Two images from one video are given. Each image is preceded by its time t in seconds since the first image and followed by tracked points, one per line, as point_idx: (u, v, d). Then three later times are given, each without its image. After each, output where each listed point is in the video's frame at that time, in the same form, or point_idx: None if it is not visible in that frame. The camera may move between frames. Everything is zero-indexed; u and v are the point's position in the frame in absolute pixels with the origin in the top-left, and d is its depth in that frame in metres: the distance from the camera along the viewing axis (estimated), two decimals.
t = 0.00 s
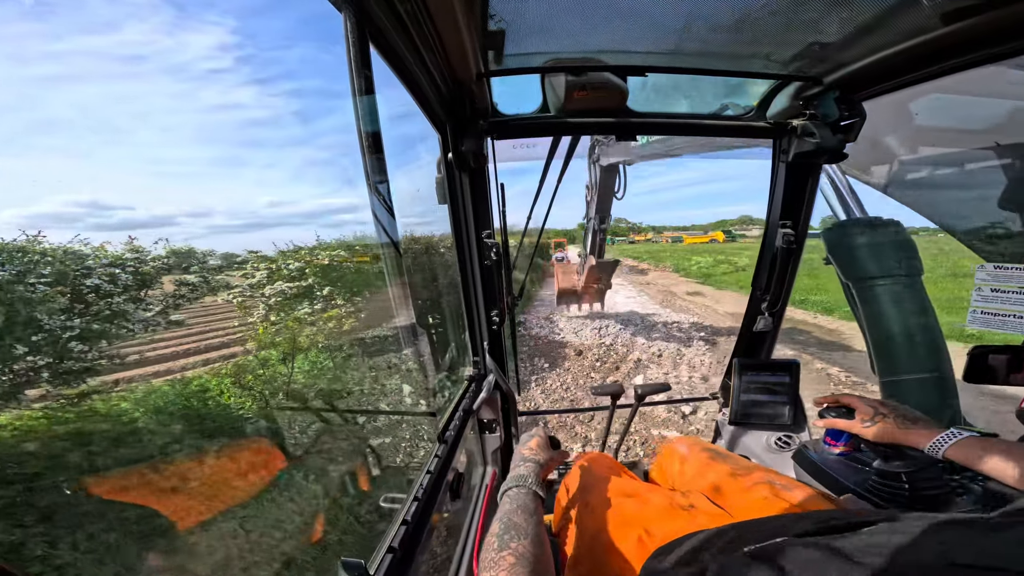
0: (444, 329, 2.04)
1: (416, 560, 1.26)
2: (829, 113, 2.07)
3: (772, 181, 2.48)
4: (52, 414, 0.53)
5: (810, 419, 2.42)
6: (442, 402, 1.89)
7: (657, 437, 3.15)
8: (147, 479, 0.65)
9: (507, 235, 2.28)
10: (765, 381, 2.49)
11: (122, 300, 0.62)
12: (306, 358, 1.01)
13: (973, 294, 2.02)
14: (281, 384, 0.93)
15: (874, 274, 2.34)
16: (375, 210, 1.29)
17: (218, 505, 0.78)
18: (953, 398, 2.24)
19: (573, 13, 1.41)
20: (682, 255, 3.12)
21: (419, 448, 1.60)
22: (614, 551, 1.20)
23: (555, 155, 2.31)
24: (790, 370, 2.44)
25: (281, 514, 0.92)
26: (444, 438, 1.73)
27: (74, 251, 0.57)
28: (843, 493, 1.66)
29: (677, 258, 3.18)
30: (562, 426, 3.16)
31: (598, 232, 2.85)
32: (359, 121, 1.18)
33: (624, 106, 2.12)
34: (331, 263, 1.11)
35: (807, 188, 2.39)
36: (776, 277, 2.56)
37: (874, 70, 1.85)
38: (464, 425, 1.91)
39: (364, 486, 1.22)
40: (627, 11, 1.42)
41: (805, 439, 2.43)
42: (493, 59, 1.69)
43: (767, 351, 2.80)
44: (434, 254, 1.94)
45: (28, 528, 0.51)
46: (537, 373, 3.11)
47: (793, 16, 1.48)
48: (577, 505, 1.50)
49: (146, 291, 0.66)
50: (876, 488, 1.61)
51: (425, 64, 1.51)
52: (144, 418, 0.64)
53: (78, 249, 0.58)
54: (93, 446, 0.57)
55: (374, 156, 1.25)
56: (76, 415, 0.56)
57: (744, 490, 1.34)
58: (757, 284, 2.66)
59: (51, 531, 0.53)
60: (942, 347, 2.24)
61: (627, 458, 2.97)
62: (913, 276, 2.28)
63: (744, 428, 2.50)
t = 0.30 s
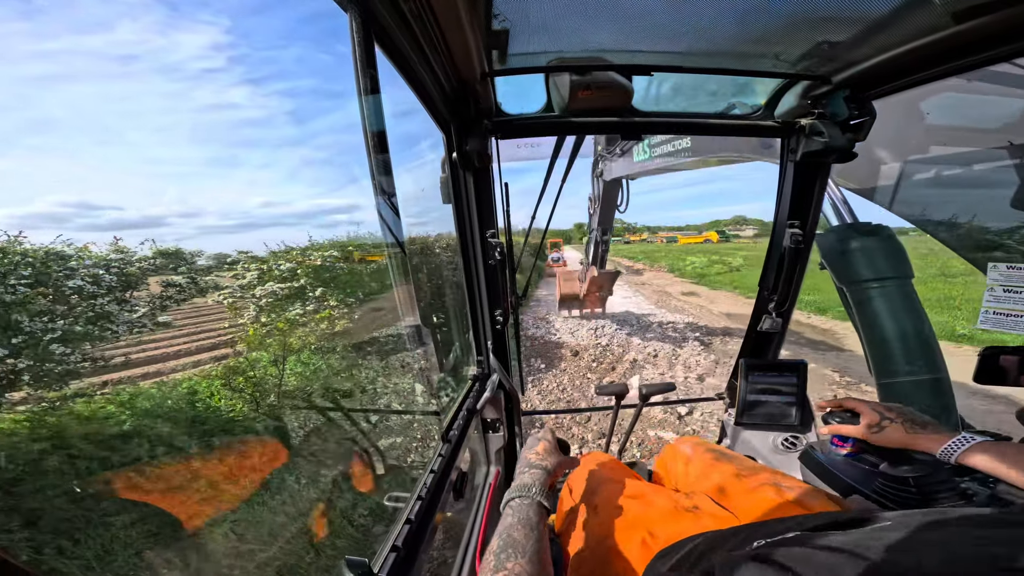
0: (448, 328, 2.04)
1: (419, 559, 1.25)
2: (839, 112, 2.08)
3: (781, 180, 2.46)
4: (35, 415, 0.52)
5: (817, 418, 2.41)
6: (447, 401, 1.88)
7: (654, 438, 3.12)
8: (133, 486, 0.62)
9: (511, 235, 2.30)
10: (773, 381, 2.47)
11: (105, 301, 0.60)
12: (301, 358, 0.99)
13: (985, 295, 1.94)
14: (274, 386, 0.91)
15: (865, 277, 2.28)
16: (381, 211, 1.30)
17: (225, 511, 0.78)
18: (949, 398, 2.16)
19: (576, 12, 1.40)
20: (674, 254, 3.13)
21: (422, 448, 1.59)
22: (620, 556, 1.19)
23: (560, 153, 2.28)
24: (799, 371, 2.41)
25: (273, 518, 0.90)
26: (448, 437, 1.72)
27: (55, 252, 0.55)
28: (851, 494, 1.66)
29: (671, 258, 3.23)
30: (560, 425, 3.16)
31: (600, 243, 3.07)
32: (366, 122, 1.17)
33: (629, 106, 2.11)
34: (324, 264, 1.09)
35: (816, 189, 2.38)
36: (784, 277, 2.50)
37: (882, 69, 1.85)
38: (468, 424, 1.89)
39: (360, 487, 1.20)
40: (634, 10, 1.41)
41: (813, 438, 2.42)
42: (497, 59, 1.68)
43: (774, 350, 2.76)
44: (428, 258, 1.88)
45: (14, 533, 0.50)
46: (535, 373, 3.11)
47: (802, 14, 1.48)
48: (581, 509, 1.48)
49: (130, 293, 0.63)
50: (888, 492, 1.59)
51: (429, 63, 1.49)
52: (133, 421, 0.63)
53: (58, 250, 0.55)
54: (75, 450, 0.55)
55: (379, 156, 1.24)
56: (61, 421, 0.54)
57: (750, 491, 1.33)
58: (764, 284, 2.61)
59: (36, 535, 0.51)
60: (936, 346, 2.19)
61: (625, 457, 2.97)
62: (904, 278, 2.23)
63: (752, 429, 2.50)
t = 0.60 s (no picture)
0: (449, 327, 2.04)
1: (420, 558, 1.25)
2: (843, 112, 2.10)
3: (785, 179, 2.47)
4: (28, 416, 0.51)
5: (818, 417, 2.41)
6: (448, 400, 1.88)
7: (653, 438, 3.11)
8: (129, 488, 0.61)
9: (514, 234, 2.29)
10: (776, 381, 2.48)
11: (101, 302, 0.59)
12: (298, 359, 0.99)
13: (990, 295, 1.96)
14: (272, 388, 0.90)
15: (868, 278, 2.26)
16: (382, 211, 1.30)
17: (221, 512, 0.78)
18: (950, 398, 2.13)
19: (580, 12, 1.40)
20: (674, 255, 3.14)
21: (424, 448, 1.58)
22: (622, 552, 1.18)
23: (562, 152, 2.27)
24: (801, 370, 2.42)
25: (272, 520, 0.90)
26: (449, 437, 1.72)
27: (49, 252, 0.54)
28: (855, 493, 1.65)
29: (670, 259, 3.25)
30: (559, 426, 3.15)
31: (603, 247, 3.24)
32: (368, 121, 1.15)
33: (631, 105, 2.10)
34: (321, 265, 1.08)
35: (819, 189, 2.38)
36: (787, 277, 2.52)
37: (886, 68, 1.85)
38: (470, 423, 1.89)
39: (361, 488, 1.19)
40: (637, 9, 1.41)
41: (813, 439, 2.41)
42: (500, 58, 1.67)
43: (780, 349, 2.78)
44: (428, 257, 1.87)
45: (7, 535, 0.49)
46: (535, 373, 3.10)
47: (806, 14, 1.48)
48: (583, 507, 1.48)
49: (126, 294, 0.63)
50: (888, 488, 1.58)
51: (432, 63, 1.48)
52: (129, 422, 0.62)
53: (54, 250, 0.55)
54: (70, 451, 0.54)
55: (381, 155, 1.23)
56: (54, 422, 0.53)
57: (755, 489, 1.32)
58: (768, 284, 2.63)
59: (31, 537, 0.50)
60: (937, 346, 2.17)
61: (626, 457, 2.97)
62: (906, 279, 2.21)
63: (753, 428, 2.50)
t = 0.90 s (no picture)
0: (445, 328, 2.04)
1: (417, 559, 1.25)
2: (836, 112, 2.11)
3: (777, 180, 2.51)
4: (29, 417, 0.52)
5: (813, 417, 2.42)
6: (443, 401, 1.88)
7: (651, 437, 3.11)
8: (131, 487, 0.62)
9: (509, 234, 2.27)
10: (768, 381, 2.48)
11: (103, 302, 0.59)
12: (298, 359, 1.00)
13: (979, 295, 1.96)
14: (272, 388, 0.91)
15: (862, 277, 2.27)
16: (378, 211, 1.30)
17: (221, 513, 0.78)
18: (942, 397, 2.14)
19: (576, 12, 1.41)
20: (671, 254, 3.12)
21: (420, 449, 1.58)
22: (615, 553, 1.19)
23: (559, 152, 2.29)
24: (794, 370, 2.42)
25: (273, 521, 0.90)
26: (445, 437, 1.72)
27: (49, 252, 0.55)
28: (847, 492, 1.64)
29: (670, 259, 3.24)
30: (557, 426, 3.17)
31: (600, 245, 3.20)
32: (363, 122, 1.17)
33: (626, 106, 2.11)
34: (321, 265, 1.09)
35: (812, 189, 2.45)
36: (780, 276, 2.59)
37: (879, 69, 1.86)
38: (467, 424, 1.90)
39: (360, 487, 1.20)
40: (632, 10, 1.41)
41: (807, 438, 2.42)
42: (496, 58, 1.68)
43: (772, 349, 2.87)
44: (428, 255, 1.89)
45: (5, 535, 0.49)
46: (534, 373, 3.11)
47: (798, 16, 1.50)
48: (576, 509, 1.49)
49: (127, 293, 0.63)
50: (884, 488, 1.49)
51: (428, 63, 1.49)
52: (129, 421, 0.62)
53: (54, 250, 0.55)
54: (67, 449, 0.55)
55: (377, 155, 1.23)
56: (56, 421, 0.54)
57: (746, 490, 1.32)
58: (761, 284, 2.71)
59: (29, 536, 0.50)
60: (930, 345, 2.18)
61: (624, 457, 2.98)
62: (899, 278, 2.23)
63: (747, 427, 2.51)
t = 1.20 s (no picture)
0: (442, 328, 2.03)
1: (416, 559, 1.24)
2: (829, 113, 2.11)
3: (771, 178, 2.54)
4: (28, 416, 0.52)
5: (807, 416, 2.43)
6: (440, 402, 1.88)
7: (650, 437, 3.12)
8: (132, 486, 0.62)
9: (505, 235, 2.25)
10: (764, 380, 2.48)
11: (104, 302, 0.60)
12: (299, 359, 1.00)
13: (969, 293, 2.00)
14: (272, 388, 0.91)
15: (862, 275, 2.26)
16: (374, 211, 1.30)
17: (221, 513, 0.78)
18: (940, 395, 2.14)
19: (572, 12, 1.41)
20: (671, 255, 3.13)
21: (418, 449, 1.58)
22: (613, 551, 1.19)
23: (555, 152, 2.29)
24: (788, 370, 2.43)
25: (274, 520, 0.90)
26: (442, 437, 1.72)
27: (51, 253, 0.55)
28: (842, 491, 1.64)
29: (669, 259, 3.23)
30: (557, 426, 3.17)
31: (598, 241, 3.12)
32: (359, 122, 1.17)
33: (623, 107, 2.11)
34: (321, 265, 1.09)
35: (806, 184, 2.42)
36: (775, 276, 2.58)
37: (873, 70, 1.87)
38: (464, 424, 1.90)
39: (358, 487, 1.20)
40: (627, 10, 1.41)
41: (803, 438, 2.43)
42: (493, 59, 1.68)
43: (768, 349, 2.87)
44: (428, 254, 1.91)
45: (7, 534, 0.50)
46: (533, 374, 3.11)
47: (790, 17, 1.50)
48: (574, 508, 1.49)
49: (128, 293, 0.64)
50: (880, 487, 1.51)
51: (425, 63, 1.49)
52: (129, 421, 0.62)
53: (56, 251, 0.56)
54: (69, 450, 0.55)
55: (373, 156, 1.24)
56: (56, 421, 0.54)
57: (743, 489, 1.33)
58: (756, 284, 2.71)
59: (32, 536, 0.51)
60: (929, 345, 2.17)
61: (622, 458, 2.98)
62: (899, 277, 2.22)
63: (743, 427, 2.51)
